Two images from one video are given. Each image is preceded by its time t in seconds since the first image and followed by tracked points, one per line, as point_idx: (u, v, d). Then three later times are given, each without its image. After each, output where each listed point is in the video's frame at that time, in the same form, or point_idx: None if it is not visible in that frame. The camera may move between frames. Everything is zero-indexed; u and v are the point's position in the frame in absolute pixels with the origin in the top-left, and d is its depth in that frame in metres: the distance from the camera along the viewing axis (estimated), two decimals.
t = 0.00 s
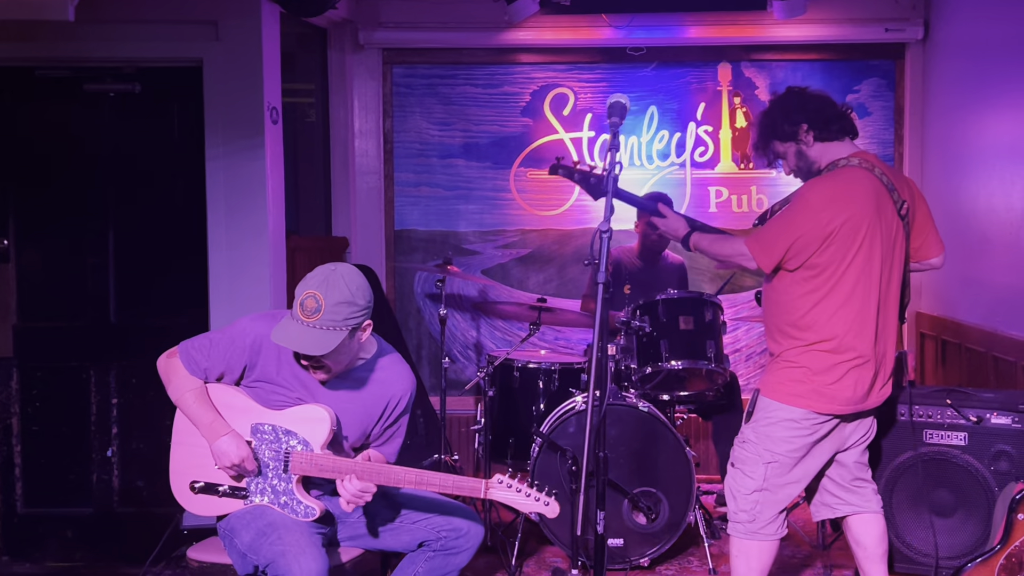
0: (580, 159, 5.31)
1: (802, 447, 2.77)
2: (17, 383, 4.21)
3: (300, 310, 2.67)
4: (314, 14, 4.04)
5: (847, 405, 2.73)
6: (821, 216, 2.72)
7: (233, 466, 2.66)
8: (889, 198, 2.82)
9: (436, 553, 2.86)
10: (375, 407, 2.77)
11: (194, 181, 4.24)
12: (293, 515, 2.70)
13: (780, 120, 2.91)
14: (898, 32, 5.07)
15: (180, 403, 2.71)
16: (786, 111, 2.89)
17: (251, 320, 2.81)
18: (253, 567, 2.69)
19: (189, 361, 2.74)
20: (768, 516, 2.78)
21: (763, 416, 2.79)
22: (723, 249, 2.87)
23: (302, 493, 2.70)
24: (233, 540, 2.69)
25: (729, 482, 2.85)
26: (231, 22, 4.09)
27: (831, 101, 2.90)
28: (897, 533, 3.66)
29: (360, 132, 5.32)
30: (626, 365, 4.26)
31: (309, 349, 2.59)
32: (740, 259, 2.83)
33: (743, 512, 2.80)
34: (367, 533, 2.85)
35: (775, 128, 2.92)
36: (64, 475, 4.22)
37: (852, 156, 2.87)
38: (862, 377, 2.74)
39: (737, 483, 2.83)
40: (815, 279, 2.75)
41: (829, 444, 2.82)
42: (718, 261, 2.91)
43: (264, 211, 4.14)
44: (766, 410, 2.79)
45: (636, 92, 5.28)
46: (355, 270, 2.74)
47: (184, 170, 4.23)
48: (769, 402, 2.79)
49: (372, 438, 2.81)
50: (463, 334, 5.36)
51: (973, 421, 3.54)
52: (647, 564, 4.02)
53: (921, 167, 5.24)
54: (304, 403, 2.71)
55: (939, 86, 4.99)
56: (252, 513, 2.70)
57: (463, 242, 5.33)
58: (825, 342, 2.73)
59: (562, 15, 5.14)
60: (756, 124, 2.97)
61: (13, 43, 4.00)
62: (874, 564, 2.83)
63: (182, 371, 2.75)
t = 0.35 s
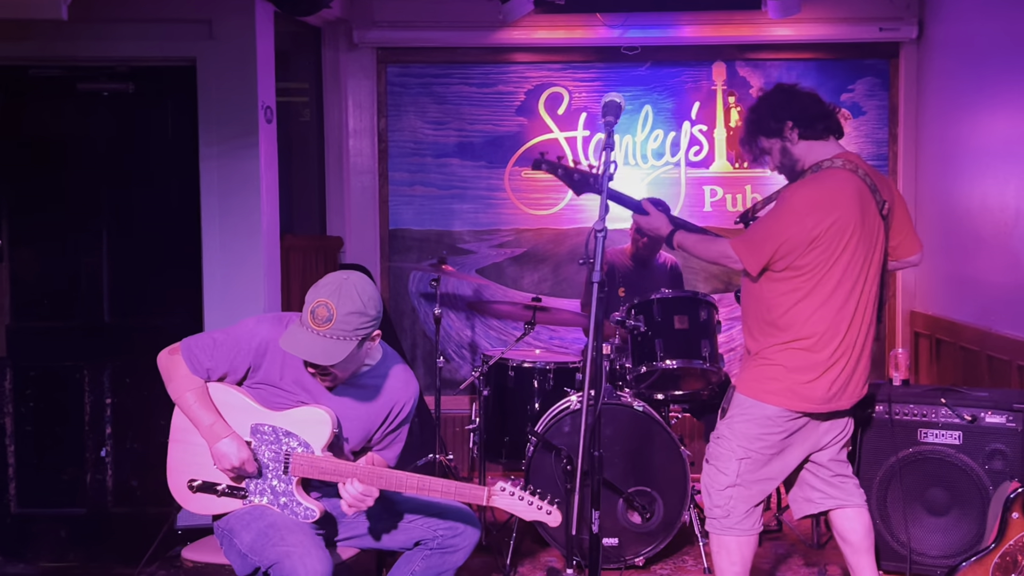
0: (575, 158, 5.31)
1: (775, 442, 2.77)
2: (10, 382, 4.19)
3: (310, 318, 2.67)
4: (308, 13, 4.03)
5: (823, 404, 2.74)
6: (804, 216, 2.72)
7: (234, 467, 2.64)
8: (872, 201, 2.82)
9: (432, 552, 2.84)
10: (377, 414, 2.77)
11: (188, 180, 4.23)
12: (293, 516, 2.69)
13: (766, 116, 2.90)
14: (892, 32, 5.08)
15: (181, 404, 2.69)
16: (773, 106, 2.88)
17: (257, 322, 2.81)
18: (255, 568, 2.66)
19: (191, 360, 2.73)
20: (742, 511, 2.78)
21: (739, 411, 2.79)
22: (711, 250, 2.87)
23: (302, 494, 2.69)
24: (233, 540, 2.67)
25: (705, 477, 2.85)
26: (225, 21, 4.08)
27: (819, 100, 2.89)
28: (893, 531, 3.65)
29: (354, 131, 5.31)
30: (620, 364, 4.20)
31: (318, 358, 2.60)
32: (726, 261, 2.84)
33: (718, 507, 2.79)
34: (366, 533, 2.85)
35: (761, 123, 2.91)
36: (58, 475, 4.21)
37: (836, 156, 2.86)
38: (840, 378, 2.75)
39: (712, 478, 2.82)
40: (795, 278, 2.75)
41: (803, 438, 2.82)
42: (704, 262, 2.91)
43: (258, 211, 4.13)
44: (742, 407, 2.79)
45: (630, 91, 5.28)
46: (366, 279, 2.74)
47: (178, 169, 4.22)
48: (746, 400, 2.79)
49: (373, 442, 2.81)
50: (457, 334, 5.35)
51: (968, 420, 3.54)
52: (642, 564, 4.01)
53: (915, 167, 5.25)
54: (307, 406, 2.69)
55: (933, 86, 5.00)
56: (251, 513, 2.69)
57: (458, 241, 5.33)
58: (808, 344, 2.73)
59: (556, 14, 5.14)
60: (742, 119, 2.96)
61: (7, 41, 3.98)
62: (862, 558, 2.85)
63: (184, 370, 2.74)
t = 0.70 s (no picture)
0: (568, 158, 5.30)
1: (781, 448, 2.74)
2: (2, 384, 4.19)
3: (312, 318, 2.66)
4: (300, 14, 4.02)
5: (827, 394, 2.73)
6: (775, 208, 2.73)
7: (236, 464, 2.62)
8: (838, 181, 2.83)
9: (425, 555, 2.84)
10: (374, 415, 2.76)
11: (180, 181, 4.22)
12: (286, 519, 2.68)
13: (719, 122, 2.83)
14: (885, 31, 5.08)
15: (180, 401, 2.67)
16: (720, 110, 2.82)
17: (255, 323, 2.80)
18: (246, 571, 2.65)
19: (187, 359, 2.71)
20: (751, 520, 2.75)
21: (745, 418, 2.77)
22: (685, 262, 2.79)
23: (295, 497, 2.68)
24: (225, 542, 2.66)
25: (712, 486, 2.83)
26: (217, 22, 4.07)
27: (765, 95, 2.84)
28: (886, 532, 3.64)
29: (347, 131, 5.30)
30: (612, 365, 4.24)
31: (320, 360, 2.59)
32: (706, 270, 2.77)
33: (728, 517, 2.77)
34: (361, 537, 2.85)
35: (715, 130, 2.85)
36: (51, 476, 4.20)
37: (792, 147, 2.83)
38: (838, 365, 2.74)
39: (719, 487, 2.80)
40: (780, 272, 2.75)
41: (814, 445, 2.77)
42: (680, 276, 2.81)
43: (251, 211, 4.13)
44: (747, 412, 2.77)
45: (623, 92, 5.28)
46: (368, 281, 2.73)
47: (170, 169, 4.21)
48: (750, 405, 2.77)
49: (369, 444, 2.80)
50: (451, 334, 5.35)
51: (961, 420, 3.55)
52: (635, 564, 4.02)
53: (908, 167, 5.25)
54: (303, 409, 2.68)
55: (925, 86, 5.00)
56: (244, 515, 2.68)
57: (451, 242, 5.32)
58: (796, 335, 2.73)
59: (550, 14, 5.13)
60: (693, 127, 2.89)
61: None
62: (862, 560, 2.83)
63: (182, 369, 2.71)
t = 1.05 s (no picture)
0: (561, 156, 5.30)
1: (772, 447, 2.73)
2: None
3: (303, 279, 2.71)
4: (292, 13, 4.02)
5: (816, 387, 2.74)
6: (740, 218, 2.73)
7: (227, 457, 2.61)
8: (791, 178, 2.86)
9: (415, 554, 2.83)
10: (362, 392, 2.79)
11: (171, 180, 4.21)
12: (279, 513, 2.67)
13: (663, 136, 2.89)
14: (877, 31, 5.09)
15: (170, 399, 2.66)
16: (666, 125, 2.87)
17: (237, 312, 2.82)
18: (241, 565, 2.64)
19: (175, 356, 2.71)
20: (745, 523, 2.75)
21: (733, 419, 2.77)
22: (659, 292, 2.79)
23: (289, 491, 2.67)
24: (218, 539, 2.64)
25: (703, 490, 2.82)
26: (209, 21, 4.07)
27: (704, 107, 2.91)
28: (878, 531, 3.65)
29: (340, 130, 5.30)
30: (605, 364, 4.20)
31: (322, 312, 2.64)
32: (683, 294, 2.76)
33: (720, 519, 2.76)
34: (353, 529, 2.84)
35: (660, 145, 2.90)
36: (43, 476, 4.20)
37: (740, 153, 2.87)
38: (824, 358, 2.75)
39: (711, 490, 2.80)
40: (755, 279, 2.75)
41: (801, 441, 2.76)
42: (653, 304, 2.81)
43: (243, 211, 4.13)
44: (733, 413, 2.77)
45: (616, 91, 5.28)
46: (347, 247, 2.83)
47: (162, 169, 4.20)
48: (737, 406, 2.76)
49: (358, 426, 2.82)
50: (444, 334, 5.35)
51: (953, 418, 3.56)
52: (629, 563, 4.01)
53: (900, 166, 5.26)
54: (294, 402, 2.68)
55: (917, 85, 5.01)
56: (237, 510, 2.66)
57: (444, 241, 5.32)
58: (777, 340, 2.72)
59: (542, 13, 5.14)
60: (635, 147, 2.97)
61: None
62: (856, 558, 2.84)
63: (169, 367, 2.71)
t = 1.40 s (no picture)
0: (556, 155, 5.31)
1: (769, 444, 2.74)
2: None
3: (293, 257, 2.77)
4: (288, 14, 4.02)
5: (814, 382, 2.75)
6: (721, 229, 2.72)
7: (216, 455, 2.62)
8: (766, 179, 2.84)
9: (406, 552, 2.80)
10: (350, 379, 2.79)
11: (166, 180, 4.21)
12: (273, 508, 2.67)
13: (639, 153, 2.91)
14: (872, 30, 5.10)
15: (158, 398, 2.68)
16: (640, 143, 2.90)
17: (223, 306, 2.82)
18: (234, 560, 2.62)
19: (163, 354, 2.73)
20: (744, 520, 2.75)
21: (730, 417, 2.76)
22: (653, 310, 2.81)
23: (282, 486, 2.68)
24: (211, 535, 2.63)
25: (701, 488, 2.82)
26: (204, 21, 4.07)
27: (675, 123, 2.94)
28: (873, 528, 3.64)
29: (335, 130, 5.30)
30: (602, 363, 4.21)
31: (313, 284, 2.70)
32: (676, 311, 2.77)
33: (719, 517, 2.77)
34: (343, 528, 2.83)
35: (637, 162, 2.91)
36: (38, 477, 4.19)
37: (713, 164, 2.88)
38: (822, 353, 2.76)
39: (709, 488, 2.80)
40: (745, 286, 2.75)
41: (800, 435, 2.77)
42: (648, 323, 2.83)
43: (238, 211, 4.13)
44: (731, 412, 2.76)
45: (610, 90, 5.29)
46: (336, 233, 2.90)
47: (157, 169, 4.20)
48: (735, 406, 2.76)
49: (349, 421, 2.81)
50: (439, 333, 5.35)
51: (948, 417, 3.57)
52: (624, 562, 4.01)
53: (895, 166, 5.27)
54: (285, 397, 2.68)
55: (912, 84, 5.01)
56: (230, 507, 2.66)
57: (439, 241, 5.32)
58: (772, 344, 2.73)
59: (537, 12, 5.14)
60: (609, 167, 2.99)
61: None
62: (851, 556, 2.86)
63: (157, 366, 2.72)
